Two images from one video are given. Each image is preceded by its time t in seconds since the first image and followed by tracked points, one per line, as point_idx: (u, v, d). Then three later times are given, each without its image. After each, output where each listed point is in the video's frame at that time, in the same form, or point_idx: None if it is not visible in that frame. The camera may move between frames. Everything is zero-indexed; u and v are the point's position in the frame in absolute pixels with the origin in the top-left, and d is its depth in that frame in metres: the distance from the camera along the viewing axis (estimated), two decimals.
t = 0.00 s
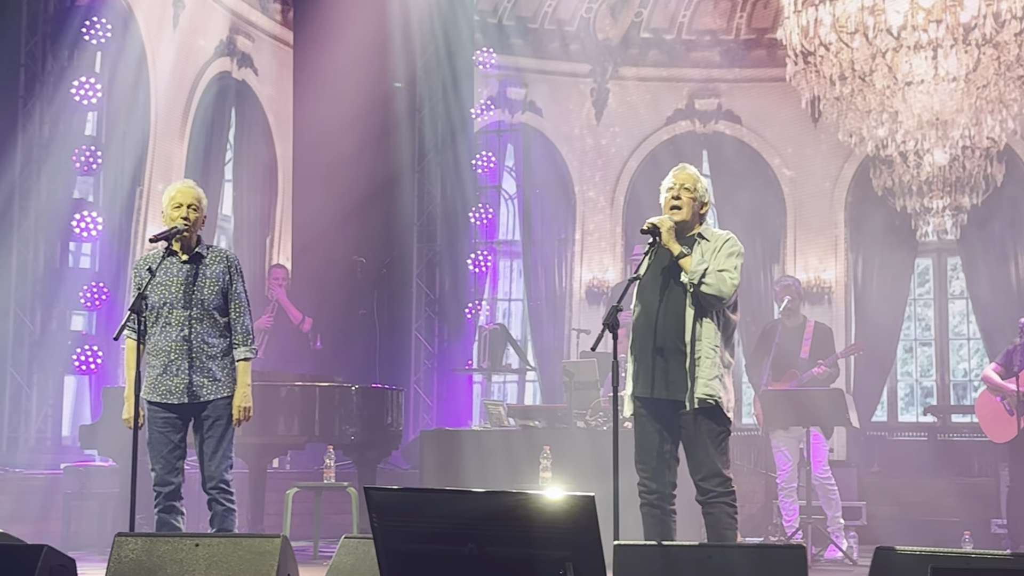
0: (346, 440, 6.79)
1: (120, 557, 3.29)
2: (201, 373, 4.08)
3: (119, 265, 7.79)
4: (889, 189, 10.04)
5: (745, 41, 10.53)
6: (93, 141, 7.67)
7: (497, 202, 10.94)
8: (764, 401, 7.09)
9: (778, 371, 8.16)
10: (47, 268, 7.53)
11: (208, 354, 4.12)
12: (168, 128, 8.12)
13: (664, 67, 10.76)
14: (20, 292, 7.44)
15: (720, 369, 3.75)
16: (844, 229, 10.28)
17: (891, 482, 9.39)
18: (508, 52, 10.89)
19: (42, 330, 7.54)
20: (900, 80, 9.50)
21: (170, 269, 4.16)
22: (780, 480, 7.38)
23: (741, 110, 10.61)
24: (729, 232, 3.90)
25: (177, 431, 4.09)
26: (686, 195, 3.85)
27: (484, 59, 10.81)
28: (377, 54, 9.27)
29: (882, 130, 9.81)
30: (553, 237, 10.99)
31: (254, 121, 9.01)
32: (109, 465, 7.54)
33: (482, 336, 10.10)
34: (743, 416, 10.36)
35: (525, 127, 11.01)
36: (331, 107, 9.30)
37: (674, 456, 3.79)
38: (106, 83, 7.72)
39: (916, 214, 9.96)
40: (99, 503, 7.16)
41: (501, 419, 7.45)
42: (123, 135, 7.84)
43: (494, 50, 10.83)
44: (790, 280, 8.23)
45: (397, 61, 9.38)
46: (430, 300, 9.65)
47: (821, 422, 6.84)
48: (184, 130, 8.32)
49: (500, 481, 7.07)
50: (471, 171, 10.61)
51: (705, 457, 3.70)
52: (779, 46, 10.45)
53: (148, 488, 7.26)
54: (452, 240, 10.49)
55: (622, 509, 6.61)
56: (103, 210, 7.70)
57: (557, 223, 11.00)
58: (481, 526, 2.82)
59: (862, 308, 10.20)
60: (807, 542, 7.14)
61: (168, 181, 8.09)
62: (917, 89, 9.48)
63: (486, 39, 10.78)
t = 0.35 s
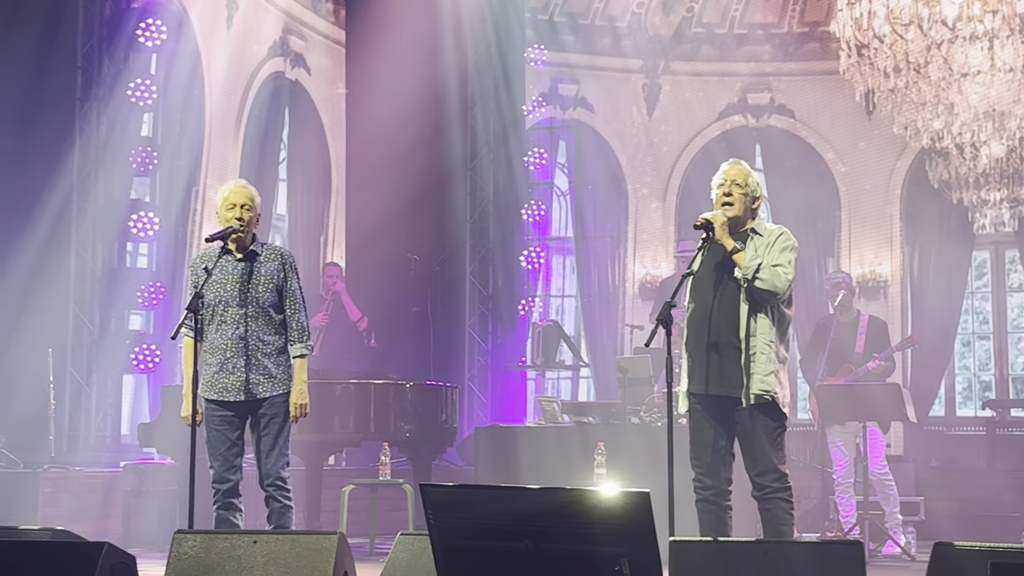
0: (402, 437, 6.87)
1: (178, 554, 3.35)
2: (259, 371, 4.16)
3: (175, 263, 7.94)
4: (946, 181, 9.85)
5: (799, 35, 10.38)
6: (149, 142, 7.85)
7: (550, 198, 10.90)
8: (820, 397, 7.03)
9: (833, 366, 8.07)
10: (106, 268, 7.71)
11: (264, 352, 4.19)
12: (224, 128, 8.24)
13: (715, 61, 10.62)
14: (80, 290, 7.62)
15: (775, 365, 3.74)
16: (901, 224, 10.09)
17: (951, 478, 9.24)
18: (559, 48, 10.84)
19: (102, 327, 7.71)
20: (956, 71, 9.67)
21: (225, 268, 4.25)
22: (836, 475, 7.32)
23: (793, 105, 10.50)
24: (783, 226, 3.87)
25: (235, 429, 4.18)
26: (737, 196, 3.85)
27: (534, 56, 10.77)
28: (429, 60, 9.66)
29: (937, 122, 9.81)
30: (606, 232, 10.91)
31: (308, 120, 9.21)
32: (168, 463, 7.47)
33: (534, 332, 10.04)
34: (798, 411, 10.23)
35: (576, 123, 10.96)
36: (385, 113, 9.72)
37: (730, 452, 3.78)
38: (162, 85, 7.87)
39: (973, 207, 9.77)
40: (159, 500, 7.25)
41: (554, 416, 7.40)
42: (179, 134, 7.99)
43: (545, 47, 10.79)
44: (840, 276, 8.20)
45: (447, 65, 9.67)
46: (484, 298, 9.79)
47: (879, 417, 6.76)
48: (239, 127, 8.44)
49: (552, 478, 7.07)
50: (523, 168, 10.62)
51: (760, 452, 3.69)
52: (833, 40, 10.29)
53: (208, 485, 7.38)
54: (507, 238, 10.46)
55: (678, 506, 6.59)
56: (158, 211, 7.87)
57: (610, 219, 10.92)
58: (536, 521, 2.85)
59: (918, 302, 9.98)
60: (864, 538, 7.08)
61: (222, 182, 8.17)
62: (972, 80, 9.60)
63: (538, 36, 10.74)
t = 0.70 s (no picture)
0: (460, 434, 6.92)
1: (240, 550, 3.45)
2: (317, 369, 4.23)
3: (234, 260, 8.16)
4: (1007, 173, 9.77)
5: (858, 26, 10.31)
6: (204, 141, 8.00)
7: (606, 194, 10.65)
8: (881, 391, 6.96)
9: (892, 362, 7.97)
10: (165, 267, 7.85)
11: (322, 350, 4.26)
12: (281, 125, 8.43)
13: (771, 54, 10.49)
14: (140, 291, 7.64)
15: (836, 361, 3.71)
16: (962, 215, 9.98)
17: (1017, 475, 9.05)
18: (615, 43, 10.63)
19: (160, 327, 7.80)
20: (1018, 61, 9.56)
21: (285, 266, 4.34)
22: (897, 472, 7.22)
23: (851, 97, 10.37)
24: (840, 220, 3.84)
25: (295, 427, 4.26)
26: (779, 196, 3.84)
27: (590, 52, 10.59)
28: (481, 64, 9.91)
29: (1000, 113, 9.72)
30: (662, 228, 10.69)
31: (365, 124, 9.24)
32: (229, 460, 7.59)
33: (593, 329, 10.30)
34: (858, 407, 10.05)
35: (632, 119, 10.74)
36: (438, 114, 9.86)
37: (789, 449, 3.75)
38: (217, 84, 8.05)
39: None
40: (221, 497, 7.33)
41: (612, 412, 7.40)
42: (237, 131, 8.16)
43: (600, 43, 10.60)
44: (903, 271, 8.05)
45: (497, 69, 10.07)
46: (540, 295, 10.24)
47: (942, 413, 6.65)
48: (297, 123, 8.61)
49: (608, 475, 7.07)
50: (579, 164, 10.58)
51: (822, 448, 3.67)
52: (891, 32, 10.20)
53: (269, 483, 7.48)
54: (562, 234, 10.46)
55: (737, 503, 6.54)
56: (217, 210, 8.07)
57: (666, 214, 10.70)
58: (595, 519, 2.87)
59: (981, 296, 9.84)
60: (927, 534, 6.99)
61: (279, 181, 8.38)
62: None
63: (592, 31, 10.57)
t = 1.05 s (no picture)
0: (498, 431, 6.95)
1: (280, 549, 3.49)
2: (353, 364, 4.27)
3: (271, 259, 8.27)
4: None
5: (895, 20, 10.25)
6: (241, 140, 8.08)
7: (642, 191, 10.56)
8: (923, 386, 6.83)
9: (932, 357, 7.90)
10: (205, 268, 7.94)
11: (361, 346, 4.30)
12: (318, 126, 8.54)
13: (808, 48, 10.46)
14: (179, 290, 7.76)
15: (877, 357, 3.68)
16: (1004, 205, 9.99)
17: None
18: (651, 39, 10.57)
19: (199, 327, 7.90)
20: None
21: (327, 264, 4.41)
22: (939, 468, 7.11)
23: (891, 92, 10.32)
24: (884, 216, 3.81)
25: (334, 425, 4.30)
26: (817, 194, 3.83)
27: (627, 48, 10.51)
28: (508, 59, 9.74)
29: None
30: (699, 224, 10.61)
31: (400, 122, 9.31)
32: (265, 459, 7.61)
33: (629, 325, 9.93)
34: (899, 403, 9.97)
35: (669, 115, 10.61)
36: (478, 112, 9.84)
37: (831, 446, 3.73)
38: (255, 83, 8.11)
39: None
40: (259, 497, 7.37)
41: (650, 409, 7.43)
42: (274, 132, 8.25)
43: (637, 39, 10.53)
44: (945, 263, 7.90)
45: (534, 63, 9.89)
46: (580, 291, 10.14)
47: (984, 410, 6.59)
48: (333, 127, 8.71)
49: (647, 473, 7.07)
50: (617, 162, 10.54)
51: (864, 445, 3.64)
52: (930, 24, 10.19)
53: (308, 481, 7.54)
54: (600, 230, 10.34)
55: (778, 500, 6.52)
56: (255, 208, 8.18)
57: (703, 210, 10.60)
58: (634, 516, 2.88)
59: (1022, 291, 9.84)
60: (969, 531, 6.99)
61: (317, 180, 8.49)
62: None
63: (627, 28, 10.50)
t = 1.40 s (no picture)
0: (527, 429, 6.97)
1: (310, 546, 3.51)
2: (382, 363, 4.30)
3: (302, 258, 8.30)
4: None
5: (924, 16, 10.09)
6: (273, 139, 8.11)
7: (671, 189, 10.47)
8: (956, 385, 6.78)
9: (964, 355, 7.80)
10: (237, 267, 7.97)
11: (392, 346, 4.33)
12: (347, 126, 8.61)
13: (836, 45, 10.30)
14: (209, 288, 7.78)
15: (917, 354, 3.65)
16: None
17: None
18: (678, 36, 10.42)
19: (231, 327, 7.93)
20: None
21: (359, 264, 4.46)
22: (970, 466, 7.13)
23: (921, 89, 10.16)
24: (925, 212, 3.76)
25: (364, 424, 4.34)
26: (857, 190, 3.83)
27: (654, 45, 10.41)
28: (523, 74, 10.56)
29: None
30: (728, 220, 10.43)
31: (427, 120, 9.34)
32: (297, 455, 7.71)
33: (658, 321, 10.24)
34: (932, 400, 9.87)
35: (697, 112, 10.47)
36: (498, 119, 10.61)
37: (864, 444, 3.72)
38: (285, 82, 8.19)
39: None
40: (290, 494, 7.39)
41: (680, 407, 7.44)
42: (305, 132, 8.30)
43: (664, 36, 10.40)
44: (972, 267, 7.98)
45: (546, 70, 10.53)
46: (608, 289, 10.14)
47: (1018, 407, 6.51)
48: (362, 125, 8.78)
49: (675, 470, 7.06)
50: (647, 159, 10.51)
51: (900, 442, 3.64)
52: (960, 20, 10.00)
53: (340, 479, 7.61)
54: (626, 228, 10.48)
55: (809, 498, 6.49)
56: (285, 208, 8.19)
57: (733, 207, 10.44)
58: (664, 513, 2.89)
59: None
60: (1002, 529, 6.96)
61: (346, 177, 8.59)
62: None
63: (654, 25, 10.36)
